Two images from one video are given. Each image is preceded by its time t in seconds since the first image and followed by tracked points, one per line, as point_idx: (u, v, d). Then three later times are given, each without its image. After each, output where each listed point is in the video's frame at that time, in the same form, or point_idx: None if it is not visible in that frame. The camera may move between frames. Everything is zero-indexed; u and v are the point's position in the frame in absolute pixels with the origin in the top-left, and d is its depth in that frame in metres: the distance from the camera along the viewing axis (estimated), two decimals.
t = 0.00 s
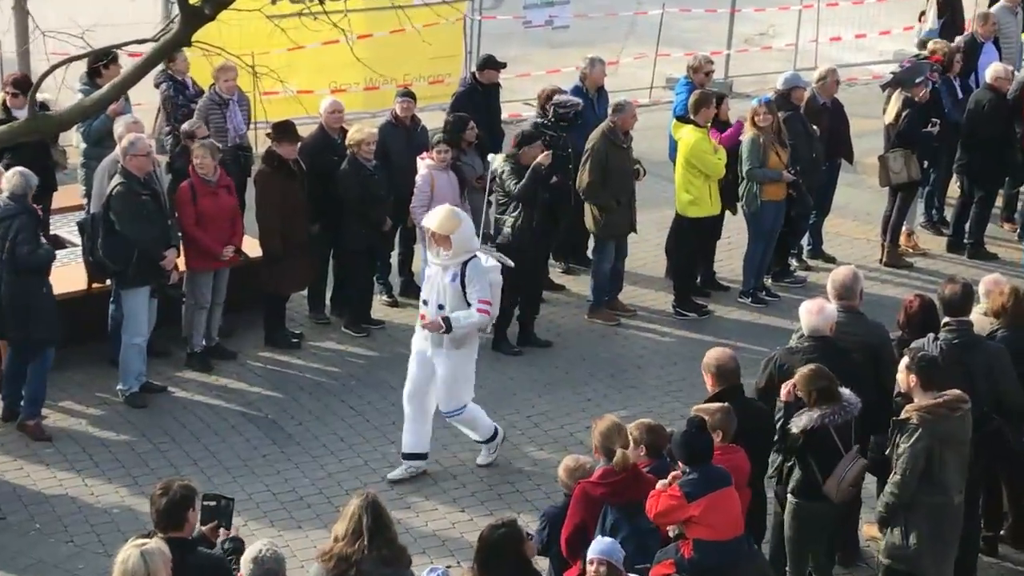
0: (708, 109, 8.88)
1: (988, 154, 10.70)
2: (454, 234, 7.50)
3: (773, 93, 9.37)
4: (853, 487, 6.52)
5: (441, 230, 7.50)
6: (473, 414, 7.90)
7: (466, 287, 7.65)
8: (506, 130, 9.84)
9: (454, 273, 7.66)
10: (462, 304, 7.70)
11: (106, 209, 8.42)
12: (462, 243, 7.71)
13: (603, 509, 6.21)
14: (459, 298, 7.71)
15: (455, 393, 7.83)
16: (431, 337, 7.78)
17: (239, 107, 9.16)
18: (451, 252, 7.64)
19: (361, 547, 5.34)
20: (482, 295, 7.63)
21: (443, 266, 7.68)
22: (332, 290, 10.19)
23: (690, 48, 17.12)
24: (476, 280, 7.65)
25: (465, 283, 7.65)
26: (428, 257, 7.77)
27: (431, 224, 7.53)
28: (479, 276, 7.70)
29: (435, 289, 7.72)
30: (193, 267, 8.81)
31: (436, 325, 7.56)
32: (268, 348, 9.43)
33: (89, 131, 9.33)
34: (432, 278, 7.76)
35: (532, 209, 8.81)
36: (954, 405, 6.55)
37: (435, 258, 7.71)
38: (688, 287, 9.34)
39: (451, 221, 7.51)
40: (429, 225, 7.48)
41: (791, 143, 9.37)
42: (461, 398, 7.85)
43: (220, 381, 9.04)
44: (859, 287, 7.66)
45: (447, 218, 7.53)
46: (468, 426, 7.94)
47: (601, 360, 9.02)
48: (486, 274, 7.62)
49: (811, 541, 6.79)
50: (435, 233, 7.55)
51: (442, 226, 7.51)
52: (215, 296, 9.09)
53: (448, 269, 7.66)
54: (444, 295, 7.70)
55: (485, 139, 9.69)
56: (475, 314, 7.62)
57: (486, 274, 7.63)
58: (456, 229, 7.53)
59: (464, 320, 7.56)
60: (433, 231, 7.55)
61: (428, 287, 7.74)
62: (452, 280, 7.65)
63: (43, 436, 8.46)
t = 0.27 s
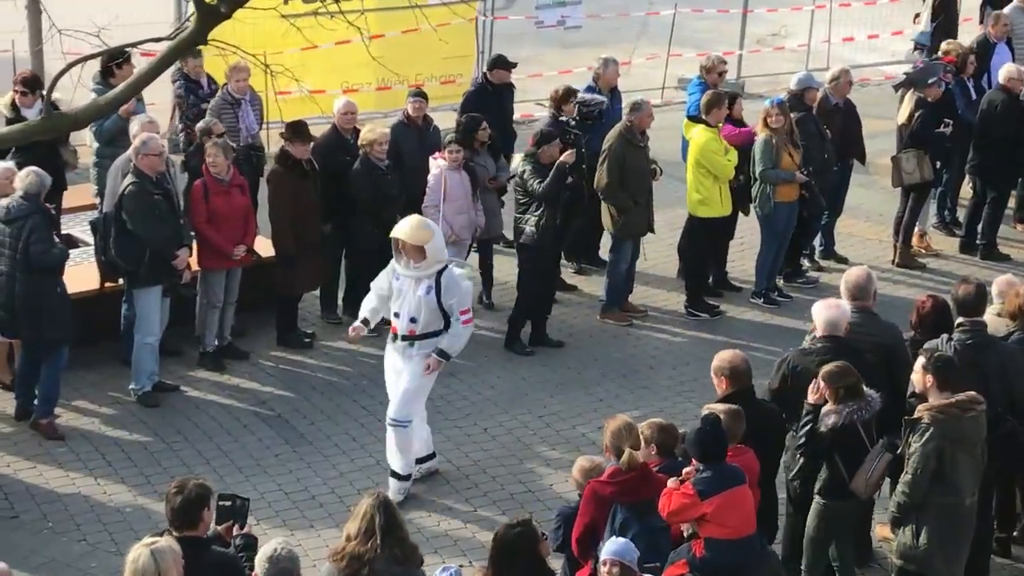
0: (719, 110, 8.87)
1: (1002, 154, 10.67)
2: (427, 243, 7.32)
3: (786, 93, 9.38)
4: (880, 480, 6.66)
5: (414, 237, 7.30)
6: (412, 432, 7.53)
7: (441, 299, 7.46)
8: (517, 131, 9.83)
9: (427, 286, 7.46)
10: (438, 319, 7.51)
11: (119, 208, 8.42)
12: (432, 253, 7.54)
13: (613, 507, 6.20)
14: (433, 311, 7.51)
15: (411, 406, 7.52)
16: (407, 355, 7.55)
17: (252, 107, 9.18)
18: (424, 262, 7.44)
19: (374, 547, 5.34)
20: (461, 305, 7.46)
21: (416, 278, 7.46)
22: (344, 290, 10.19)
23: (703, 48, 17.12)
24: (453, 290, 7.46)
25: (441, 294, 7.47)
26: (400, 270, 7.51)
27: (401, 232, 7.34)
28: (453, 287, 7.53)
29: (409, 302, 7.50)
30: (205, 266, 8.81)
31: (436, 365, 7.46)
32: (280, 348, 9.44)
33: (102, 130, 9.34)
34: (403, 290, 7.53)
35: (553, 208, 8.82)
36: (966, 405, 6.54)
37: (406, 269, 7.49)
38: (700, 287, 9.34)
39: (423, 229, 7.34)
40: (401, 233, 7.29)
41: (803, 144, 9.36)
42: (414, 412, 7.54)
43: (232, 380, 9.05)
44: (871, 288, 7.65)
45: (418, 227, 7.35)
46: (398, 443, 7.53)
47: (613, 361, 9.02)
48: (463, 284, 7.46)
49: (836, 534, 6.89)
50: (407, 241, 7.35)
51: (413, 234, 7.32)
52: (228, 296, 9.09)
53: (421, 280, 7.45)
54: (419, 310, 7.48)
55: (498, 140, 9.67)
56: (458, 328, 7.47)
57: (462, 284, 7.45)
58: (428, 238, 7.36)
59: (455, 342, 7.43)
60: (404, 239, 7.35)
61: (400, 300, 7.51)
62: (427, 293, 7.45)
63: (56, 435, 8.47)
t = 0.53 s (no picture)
0: (736, 108, 8.87)
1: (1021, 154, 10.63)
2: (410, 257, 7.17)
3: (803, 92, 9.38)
4: (908, 474, 6.74)
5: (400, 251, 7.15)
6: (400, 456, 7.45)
7: (423, 315, 7.31)
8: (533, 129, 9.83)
9: (409, 301, 7.31)
10: (420, 335, 7.37)
11: (136, 204, 8.44)
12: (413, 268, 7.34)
13: (630, 506, 6.13)
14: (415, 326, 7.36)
15: (398, 427, 7.41)
16: (388, 372, 7.41)
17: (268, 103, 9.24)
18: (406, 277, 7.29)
19: (390, 543, 5.30)
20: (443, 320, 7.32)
21: (398, 293, 7.31)
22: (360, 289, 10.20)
23: (721, 48, 17.12)
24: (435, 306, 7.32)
25: (422, 310, 7.31)
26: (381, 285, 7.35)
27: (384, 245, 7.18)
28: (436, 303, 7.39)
29: (391, 318, 7.36)
30: (222, 263, 8.85)
31: (416, 384, 7.30)
32: (297, 346, 9.45)
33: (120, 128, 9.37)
34: (384, 305, 7.39)
35: (576, 205, 8.85)
36: (986, 405, 6.52)
37: (387, 284, 7.34)
38: (717, 286, 9.35)
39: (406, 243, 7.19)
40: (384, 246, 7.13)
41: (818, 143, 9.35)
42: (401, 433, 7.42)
43: (249, 378, 9.06)
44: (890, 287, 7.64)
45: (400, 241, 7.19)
46: (386, 466, 7.45)
47: (629, 359, 9.01)
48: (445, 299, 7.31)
49: (865, 530, 6.97)
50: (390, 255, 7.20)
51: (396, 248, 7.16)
52: (245, 294, 9.12)
53: (403, 296, 7.30)
54: (401, 326, 7.33)
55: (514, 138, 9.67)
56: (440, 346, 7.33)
57: (444, 300, 7.32)
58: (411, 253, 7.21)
59: (436, 363, 7.30)
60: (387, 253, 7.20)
61: (382, 315, 7.36)
62: (408, 309, 7.30)
63: (73, 431, 8.49)
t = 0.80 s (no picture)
0: (755, 106, 8.86)
1: None
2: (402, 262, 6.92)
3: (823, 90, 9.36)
4: (929, 473, 6.73)
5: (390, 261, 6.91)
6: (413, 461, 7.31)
7: (414, 322, 7.07)
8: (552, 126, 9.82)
9: (400, 308, 7.07)
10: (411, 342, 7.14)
11: (156, 200, 8.47)
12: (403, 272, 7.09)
13: (650, 503, 6.20)
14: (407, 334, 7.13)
15: (402, 437, 7.23)
16: (379, 382, 7.17)
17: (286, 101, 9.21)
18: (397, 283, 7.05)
19: (408, 538, 5.29)
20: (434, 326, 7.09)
21: (389, 301, 7.08)
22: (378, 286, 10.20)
23: (740, 45, 17.10)
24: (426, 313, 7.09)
25: (413, 317, 7.07)
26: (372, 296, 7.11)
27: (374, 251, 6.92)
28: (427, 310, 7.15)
29: (382, 327, 7.11)
30: (239, 259, 8.90)
31: (382, 369, 7.01)
32: (314, 343, 9.46)
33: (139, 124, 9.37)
34: (374, 314, 7.14)
35: (600, 204, 8.88)
36: (1005, 407, 6.50)
37: (377, 292, 7.10)
38: (734, 284, 9.34)
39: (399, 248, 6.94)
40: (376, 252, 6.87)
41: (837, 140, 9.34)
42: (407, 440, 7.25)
43: (267, 374, 9.07)
44: (911, 285, 7.62)
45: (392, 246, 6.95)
46: (399, 473, 7.30)
47: (647, 357, 9.01)
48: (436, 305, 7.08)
49: (884, 531, 6.95)
50: (381, 261, 6.95)
51: (387, 253, 6.91)
52: (263, 290, 9.15)
53: (395, 303, 7.06)
54: (394, 334, 7.09)
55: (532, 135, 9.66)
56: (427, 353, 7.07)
57: (435, 307, 7.08)
58: (402, 258, 6.96)
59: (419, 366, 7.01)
60: (377, 259, 6.95)
61: (373, 325, 7.11)
62: (400, 316, 7.05)
63: (92, 426, 8.51)
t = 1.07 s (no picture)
0: (787, 102, 8.88)
1: None
2: (394, 276, 6.76)
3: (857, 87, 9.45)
4: (961, 471, 6.72)
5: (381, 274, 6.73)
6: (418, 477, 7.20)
7: (410, 336, 6.92)
8: (582, 119, 9.81)
9: (394, 322, 6.93)
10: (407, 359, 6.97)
11: (187, 192, 8.49)
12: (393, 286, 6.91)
13: (683, 497, 6.08)
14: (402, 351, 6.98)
15: (402, 457, 7.07)
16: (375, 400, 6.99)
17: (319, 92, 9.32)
18: (389, 297, 6.90)
19: (438, 529, 5.26)
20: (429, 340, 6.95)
21: (382, 316, 6.92)
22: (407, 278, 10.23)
23: (771, 40, 17.06)
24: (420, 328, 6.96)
25: (407, 331, 6.92)
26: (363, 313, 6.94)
27: (365, 267, 6.75)
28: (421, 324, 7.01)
29: (377, 343, 6.95)
30: (272, 251, 8.92)
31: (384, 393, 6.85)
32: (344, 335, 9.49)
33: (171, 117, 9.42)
34: (367, 333, 6.97)
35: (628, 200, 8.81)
36: None
37: (369, 309, 6.93)
38: (764, 280, 9.34)
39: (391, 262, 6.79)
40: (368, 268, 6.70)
41: (873, 135, 9.37)
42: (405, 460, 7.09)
43: (297, 366, 9.10)
44: (944, 282, 7.62)
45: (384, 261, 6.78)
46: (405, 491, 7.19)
47: (677, 351, 9.01)
48: (431, 319, 6.96)
49: (916, 529, 6.93)
50: (372, 277, 6.78)
51: (379, 268, 6.74)
52: (295, 282, 9.18)
53: (388, 318, 6.91)
54: (389, 350, 6.94)
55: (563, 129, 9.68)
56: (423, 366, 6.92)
57: (429, 320, 6.94)
58: (393, 272, 6.80)
59: (414, 378, 6.85)
60: (368, 275, 6.77)
61: (367, 342, 6.94)
62: (394, 330, 6.91)
63: (123, 417, 8.56)
